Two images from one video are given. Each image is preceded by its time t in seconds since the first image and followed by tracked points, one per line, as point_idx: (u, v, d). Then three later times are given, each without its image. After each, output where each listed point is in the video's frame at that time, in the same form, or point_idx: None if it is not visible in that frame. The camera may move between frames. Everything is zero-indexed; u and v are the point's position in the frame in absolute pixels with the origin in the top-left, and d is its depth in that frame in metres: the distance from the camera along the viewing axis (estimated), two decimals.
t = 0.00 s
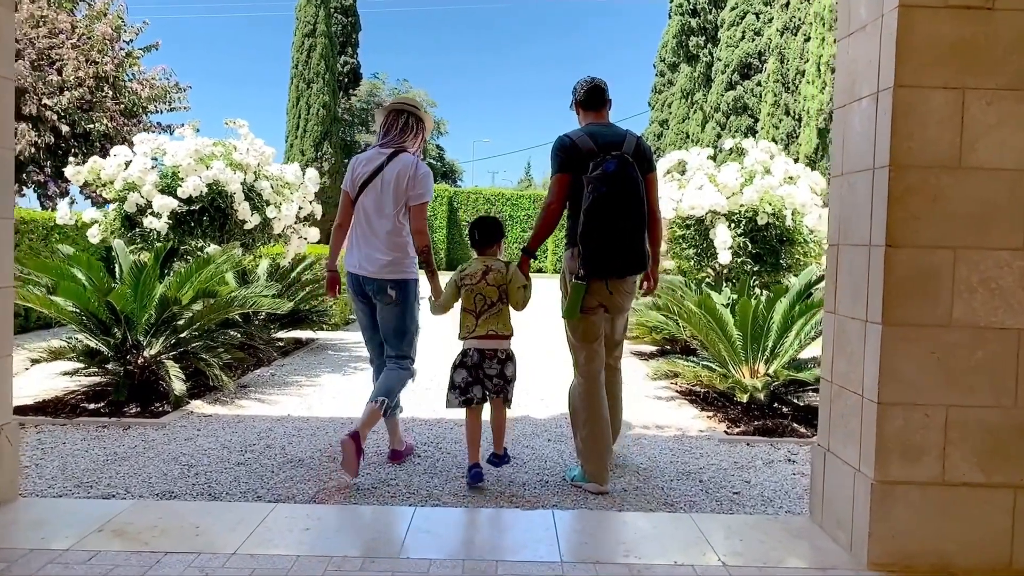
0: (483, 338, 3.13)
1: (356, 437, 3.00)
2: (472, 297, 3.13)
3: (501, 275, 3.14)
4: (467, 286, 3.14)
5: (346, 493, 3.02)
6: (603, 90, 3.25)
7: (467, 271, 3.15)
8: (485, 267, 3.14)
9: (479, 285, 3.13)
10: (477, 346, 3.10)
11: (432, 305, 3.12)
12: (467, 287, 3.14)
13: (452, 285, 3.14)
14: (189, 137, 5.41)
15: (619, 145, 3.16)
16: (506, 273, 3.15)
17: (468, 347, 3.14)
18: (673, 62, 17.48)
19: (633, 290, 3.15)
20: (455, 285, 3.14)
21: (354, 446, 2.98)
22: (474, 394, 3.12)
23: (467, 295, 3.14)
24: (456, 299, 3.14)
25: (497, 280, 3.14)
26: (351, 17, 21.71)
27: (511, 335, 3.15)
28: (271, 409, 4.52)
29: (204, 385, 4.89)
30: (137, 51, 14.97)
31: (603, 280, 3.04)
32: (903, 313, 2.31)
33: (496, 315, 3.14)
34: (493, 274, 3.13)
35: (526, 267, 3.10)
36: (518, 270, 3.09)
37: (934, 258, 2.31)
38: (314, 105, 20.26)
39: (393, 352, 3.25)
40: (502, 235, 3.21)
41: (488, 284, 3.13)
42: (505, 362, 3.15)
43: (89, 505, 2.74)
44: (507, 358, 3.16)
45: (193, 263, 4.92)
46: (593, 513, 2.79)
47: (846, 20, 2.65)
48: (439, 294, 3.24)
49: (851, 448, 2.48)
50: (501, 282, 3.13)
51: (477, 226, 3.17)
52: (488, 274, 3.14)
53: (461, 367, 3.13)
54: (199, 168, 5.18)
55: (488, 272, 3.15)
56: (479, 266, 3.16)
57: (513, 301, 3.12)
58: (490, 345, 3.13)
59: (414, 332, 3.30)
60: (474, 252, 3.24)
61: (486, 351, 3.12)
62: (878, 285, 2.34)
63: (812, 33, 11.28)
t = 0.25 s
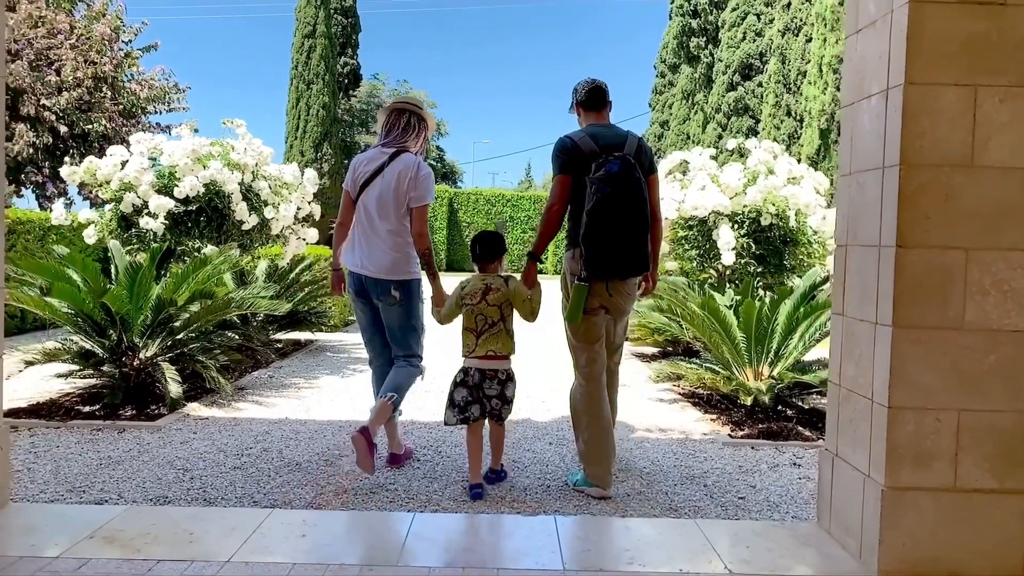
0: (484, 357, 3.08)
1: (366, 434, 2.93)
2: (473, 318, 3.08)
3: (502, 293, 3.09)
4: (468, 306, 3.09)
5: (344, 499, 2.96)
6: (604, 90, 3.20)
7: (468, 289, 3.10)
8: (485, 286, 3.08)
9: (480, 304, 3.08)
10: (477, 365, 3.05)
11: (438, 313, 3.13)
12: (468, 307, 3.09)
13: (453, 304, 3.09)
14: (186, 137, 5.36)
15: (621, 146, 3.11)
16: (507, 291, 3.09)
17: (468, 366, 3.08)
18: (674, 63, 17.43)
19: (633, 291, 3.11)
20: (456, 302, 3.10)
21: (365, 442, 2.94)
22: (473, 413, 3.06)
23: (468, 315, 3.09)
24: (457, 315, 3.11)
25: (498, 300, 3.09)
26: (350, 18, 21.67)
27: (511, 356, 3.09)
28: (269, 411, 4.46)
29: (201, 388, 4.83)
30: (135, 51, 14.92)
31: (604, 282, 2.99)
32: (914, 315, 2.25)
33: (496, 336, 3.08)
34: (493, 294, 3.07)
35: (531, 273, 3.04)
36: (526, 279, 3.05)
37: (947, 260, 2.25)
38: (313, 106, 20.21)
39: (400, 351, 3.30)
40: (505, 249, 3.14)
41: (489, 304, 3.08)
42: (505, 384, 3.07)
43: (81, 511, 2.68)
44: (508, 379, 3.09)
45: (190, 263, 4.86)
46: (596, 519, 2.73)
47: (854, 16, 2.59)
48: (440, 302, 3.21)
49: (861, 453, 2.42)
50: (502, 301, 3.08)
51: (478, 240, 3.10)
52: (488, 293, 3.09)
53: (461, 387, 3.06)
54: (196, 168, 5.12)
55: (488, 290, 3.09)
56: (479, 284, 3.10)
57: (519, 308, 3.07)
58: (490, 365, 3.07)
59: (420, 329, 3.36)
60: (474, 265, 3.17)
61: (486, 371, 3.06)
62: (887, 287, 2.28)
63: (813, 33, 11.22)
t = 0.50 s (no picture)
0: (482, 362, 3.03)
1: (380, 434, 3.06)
2: (475, 327, 3.03)
3: (505, 303, 3.02)
4: (472, 314, 3.04)
5: (340, 501, 2.90)
6: (604, 86, 3.14)
7: (471, 295, 3.05)
8: (489, 296, 3.02)
9: (483, 316, 3.02)
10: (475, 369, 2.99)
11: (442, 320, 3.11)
12: (471, 316, 3.04)
13: (456, 308, 3.07)
14: (182, 132, 5.29)
15: (622, 143, 3.05)
16: (512, 299, 3.03)
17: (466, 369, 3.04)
18: (674, 59, 17.34)
19: (633, 288, 3.06)
20: (458, 306, 3.07)
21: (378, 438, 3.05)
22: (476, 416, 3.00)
23: (469, 323, 3.05)
24: (459, 320, 3.08)
25: (501, 310, 3.03)
26: (349, 14, 21.56)
27: (511, 364, 3.03)
28: (265, 411, 4.39)
29: (196, 387, 4.77)
30: (133, 47, 14.83)
31: (605, 279, 2.93)
32: (924, 314, 2.19)
33: (497, 345, 3.02)
34: (497, 304, 3.01)
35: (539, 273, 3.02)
36: (534, 279, 3.03)
37: (959, 257, 2.19)
38: (312, 102, 20.11)
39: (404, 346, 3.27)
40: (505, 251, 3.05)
41: (493, 314, 3.02)
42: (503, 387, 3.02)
43: (71, 514, 2.62)
44: (505, 383, 3.02)
45: (185, 260, 4.79)
46: (598, 523, 2.67)
47: (863, 6, 2.52)
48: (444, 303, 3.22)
49: (869, 455, 2.36)
50: (506, 309, 3.02)
51: (480, 242, 3.04)
52: (492, 303, 3.03)
53: (462, 391, 2.99)
54: (191, 164, 5.05)
55: (492, 298, 3.03)
56: (482, 294, 3.04)
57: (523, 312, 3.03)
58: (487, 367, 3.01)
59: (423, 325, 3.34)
60: (474, 266, 3.11)
61: (483, 375, 3.00)
62: (898, 284, 2.22)
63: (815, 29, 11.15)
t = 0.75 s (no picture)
0: (488, 361, 3.00)
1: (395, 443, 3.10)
2: (479, 323, 3.01)
3: (507, 298, 3.01)
4: (474, 311, 3.02)
5: (336, 509, 2.84)
6: (604, 89, 3.08)
7: (471, 291, 3.03)
8: (490, 292, 3.01)
9: (485, 312, 3.00)
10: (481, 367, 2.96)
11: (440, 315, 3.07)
12: (473, 312, 3.01)
13: (458, 305, 3.04)
14: (178, 134, 5.23)
15: (623, 146, 3.00)
16: (514, 294, 3.02)
17: (472, 369, 3.00)
18: (673, 61, 17.29)
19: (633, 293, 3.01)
20: (459, 303, 3.04)
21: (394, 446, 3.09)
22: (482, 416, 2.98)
23: (472, 320, 3.02)
24: (461, 317, 3.04)
25: (503, 306, 3.01)
26: (347, 16, 21.52)
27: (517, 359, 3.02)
28: (261, 416, 4.33)
29: (192, 391, 4.70)
30: (130, 49, 14.78)
31: (606, 282, 2.87)
32: (936, 318, 2.13)
33: (502, 340, 3.00)
34: (500, 299, 3.00)
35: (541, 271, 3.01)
36: (537, 278, 3.01)
37: (971, 259, 2.14)
38: (310, 104, 20.06)
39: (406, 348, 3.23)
40: (505, 246, 3.03)
41: (495, 309, 3.01)
42: (511, 382, 3.02)
43: (60, 523, 2.56)
44: (512, 379, 3.01)
45: (181, 263, 4.73)
46: (600, 531, 2.61)
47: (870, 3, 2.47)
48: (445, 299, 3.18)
49: (879, 463, 2.30)
50: (508, 305, 3.01)
51: (479, 239, 3.02)
52: (494, 299, 3.01)
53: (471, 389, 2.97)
54: (186, 166, 4.99)
55: (494, 294, 3.02)
56: (484, 290, 3.02)
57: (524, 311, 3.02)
58: (494, 365, 2.99)
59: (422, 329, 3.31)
60: (473, 263, 3.08)
61: (490, 373, 2.98)
62: (908, 288, 2.16)
63: (815, 30, 11.11)
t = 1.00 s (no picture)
0: (495, 352, 3.04)
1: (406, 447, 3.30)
2: (485, 315, 3.03)
3: (514, 291, 3.05)
4: (481, 303, 3.04)
5: (333, 514, 2.79)
6: (607, 89, 3.02)
7: (477, 283, 3.04)
8: (498, 284, 3.04)
9: (493, 304, 3.04)
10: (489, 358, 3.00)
11: (445, 308, 3.06)
12: (479, 304, 3.04)
13: (464, 297, 3.05)
14: (176, 131, 5.17)
15: (626, 147, 2.95)
16: (521, 287, 3.06)
17: (477, 360, 3.04)
18: (675, 60, 17.21)
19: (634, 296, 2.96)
20: (464, 295, 3.06)
21: (412, 456, 3.31)
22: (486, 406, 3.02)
23: (478, 312, 3.04)
24: (466, 310, 3.06)
25: (510, 298, 3.05)
26: (348, 14, 21.45)
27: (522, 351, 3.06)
28: (258, 417, 4.27)
29: (188, 392, 4.64)
30: (130, 47, 14.71)
31: (608, 282, 2.81)
32: (950, 322, 2.07)
33: (507, 331, 3.05)
34: (507, 292, 3.03)
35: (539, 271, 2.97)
36: (534, 275, 2.99)
37: (987, 261, 2.08)
38: (311, 102, 19.99)
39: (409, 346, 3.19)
40: (508, 241, 3.07)
41: (501, 301, 3.04)
42: (517, 374, 3.06)
43: (50, 528, 2.50)
44: (518, 370, 3.06)
45: (177, 262, 4.67)
46: (602, 537, 2.56)
47: None
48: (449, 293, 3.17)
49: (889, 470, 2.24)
50: (516, 298, 3.05)
51: (483, 233, 3.03)
52: (501, 291, 3.04)
53: (478, 379, 3.01)
54: (184, 164, 4.93)
55: (501, 287, 3.05)
56: (491, 282, 3.04)
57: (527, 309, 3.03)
58: (500, 356, 3.03)
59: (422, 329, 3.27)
60: (477, 258, 3.10)
61: (498, 363, 3.02)
62: (921, 291, 2.10)
63: (818, 29, 11.04)
